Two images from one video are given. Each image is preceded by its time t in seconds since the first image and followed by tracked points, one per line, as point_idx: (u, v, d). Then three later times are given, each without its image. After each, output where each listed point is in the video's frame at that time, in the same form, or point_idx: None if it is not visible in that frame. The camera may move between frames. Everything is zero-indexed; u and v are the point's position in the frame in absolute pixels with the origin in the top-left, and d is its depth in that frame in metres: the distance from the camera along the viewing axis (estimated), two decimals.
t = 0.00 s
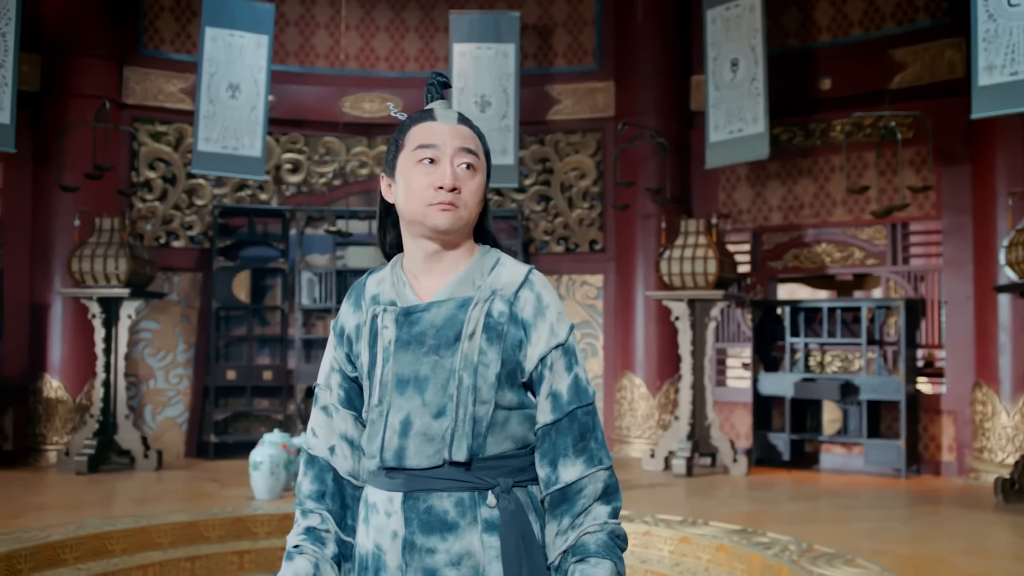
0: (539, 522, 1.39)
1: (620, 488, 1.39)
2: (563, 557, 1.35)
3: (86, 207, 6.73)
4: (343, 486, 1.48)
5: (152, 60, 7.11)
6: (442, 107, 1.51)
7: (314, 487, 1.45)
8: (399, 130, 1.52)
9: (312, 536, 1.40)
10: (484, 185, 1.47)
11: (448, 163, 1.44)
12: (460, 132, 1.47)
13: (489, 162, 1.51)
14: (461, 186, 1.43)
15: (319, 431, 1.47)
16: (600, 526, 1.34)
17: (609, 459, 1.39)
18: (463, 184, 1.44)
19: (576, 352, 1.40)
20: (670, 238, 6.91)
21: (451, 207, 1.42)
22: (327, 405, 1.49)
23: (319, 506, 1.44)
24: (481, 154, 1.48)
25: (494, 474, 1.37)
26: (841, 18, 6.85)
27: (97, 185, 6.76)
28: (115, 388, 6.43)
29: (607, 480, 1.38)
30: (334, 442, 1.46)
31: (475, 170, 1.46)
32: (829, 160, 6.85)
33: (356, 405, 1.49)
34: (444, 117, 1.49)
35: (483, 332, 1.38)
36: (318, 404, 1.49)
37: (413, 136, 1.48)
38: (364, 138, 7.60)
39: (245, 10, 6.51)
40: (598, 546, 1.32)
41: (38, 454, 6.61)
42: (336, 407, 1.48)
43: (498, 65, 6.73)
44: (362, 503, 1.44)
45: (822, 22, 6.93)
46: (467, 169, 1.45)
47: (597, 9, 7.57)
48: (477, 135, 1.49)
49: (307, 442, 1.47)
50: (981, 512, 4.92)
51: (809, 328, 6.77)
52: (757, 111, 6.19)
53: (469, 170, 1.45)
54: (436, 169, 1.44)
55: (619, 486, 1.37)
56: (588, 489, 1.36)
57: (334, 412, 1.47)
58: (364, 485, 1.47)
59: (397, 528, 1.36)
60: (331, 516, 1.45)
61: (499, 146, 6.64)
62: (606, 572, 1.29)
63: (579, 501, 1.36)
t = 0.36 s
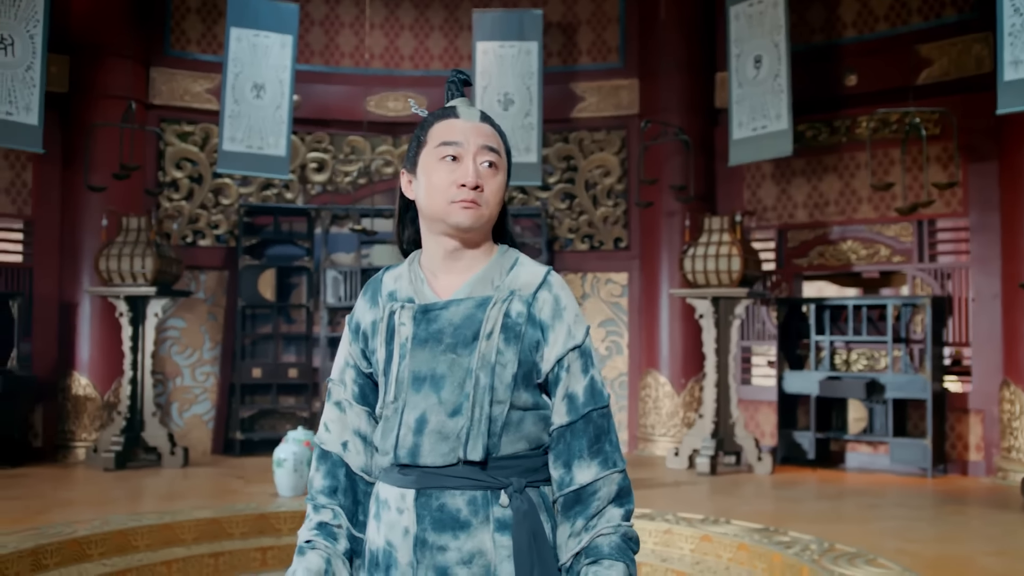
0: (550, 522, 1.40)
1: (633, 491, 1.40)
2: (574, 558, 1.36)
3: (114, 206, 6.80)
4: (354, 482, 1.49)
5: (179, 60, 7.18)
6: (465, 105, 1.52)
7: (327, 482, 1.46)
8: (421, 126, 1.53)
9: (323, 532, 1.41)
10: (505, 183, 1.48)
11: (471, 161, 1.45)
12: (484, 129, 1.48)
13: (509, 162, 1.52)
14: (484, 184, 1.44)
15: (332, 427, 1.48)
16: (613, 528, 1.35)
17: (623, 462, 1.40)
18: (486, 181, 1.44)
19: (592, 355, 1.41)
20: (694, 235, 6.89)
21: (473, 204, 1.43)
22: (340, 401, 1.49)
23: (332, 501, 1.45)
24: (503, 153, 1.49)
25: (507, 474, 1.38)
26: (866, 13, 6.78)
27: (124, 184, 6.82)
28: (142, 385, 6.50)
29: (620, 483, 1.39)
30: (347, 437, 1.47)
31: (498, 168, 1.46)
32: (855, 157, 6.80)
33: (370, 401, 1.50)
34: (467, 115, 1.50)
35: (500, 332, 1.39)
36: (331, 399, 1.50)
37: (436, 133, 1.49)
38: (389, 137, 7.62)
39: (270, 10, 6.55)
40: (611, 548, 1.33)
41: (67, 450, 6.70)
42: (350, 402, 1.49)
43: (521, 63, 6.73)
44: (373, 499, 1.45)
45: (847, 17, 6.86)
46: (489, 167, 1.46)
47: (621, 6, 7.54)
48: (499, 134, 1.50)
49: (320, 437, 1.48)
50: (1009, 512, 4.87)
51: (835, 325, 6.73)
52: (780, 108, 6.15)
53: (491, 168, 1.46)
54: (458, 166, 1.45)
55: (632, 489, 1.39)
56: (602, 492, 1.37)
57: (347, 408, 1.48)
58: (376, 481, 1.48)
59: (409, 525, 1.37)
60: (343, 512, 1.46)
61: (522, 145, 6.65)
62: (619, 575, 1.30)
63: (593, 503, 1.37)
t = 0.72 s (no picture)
0: (558, 522, 1.41)
1: (642, 493, 1.42)
2: (583, 559, 1.38)
3: (138, 205, 6.86)
4: (363, 477, 1.51)
5: (202, 60, 7.23)
6: (485, 103, 1.52)
7: (335, 477, 1.47)
8: (440, 122, 1.53)
9: (331, 526, 1.43)
10: (523, 182, 1.48)
11: (490, 159, 1.45)
12: (503, 128, 1.49)
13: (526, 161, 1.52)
14: (502, 183, 1.45)
15: (341, 421, 1.49)
16: (623, 530, 1.37)
17: (633, 464, 1.41)
18: (504, 180, 1.45)
19: (605, 356, 1.42)
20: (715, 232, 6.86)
21: (491, 203, 1.44)
22: (350, 395, 1.51)
23: (340, 495, 1.47)
24: (522, 152, 1.49)
25: (516, 473, 1.39)
26: (890, 8, 6.72)
27: (147, 183, 6.88)
28: (165, 382, 6.56)
29: (630, 485, 1.40)
30: (356, 432, 1.49)
31: (517, 167, 1.47)
32: (878, 153, 6.76)
33: (379, 397, 1.51)
34: (486, 113, 1.50)
35: (514, 332, 1.40)
36: (341, 393, 1.51)
37: (456, 130, 1.49)
38: (410, 135, 7.64)
39: (291, 9, 6.59)
40: (621, 550, 1.34)
41: (93, 447, 6.77)
42: (360, 397, 1.50)
43: (541, 60, 6.73)
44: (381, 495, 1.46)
45: (870, 12, 6.81)
46: (508, 166, 1.46)
47: (643, 2, 7.52)
48: (518, 133, 1.51)
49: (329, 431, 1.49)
50: None
51: (858, 323, 6.68)
52: (801, 104, 6.11)
53: (510, 167, 1.46)
54: (477, 164, 1.45)
55: (642, 491, 1.41)
56: (612, 493, 1.39)
57: (357, 403, 1.49)
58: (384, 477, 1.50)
59: (417, 522, 1.39)
60: (351, 506, 1.47)
61: (543, 142, 6.66)
62: None
63: (603, 505, 1.39)
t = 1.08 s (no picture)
0: (562, 522, 1.43)
1: (645, 495, 1.44)
2: (585, 560, 1.40)
3: (161, 204, 6.91)
4: (366, 473, 1.53)
5: (224, 59, 7.28)
6: (498, 102, 1.53)
7: (338, 472, 1.49)
8: (453, 119, 1.54)
9: (334, 522, 1.45)
10: (535, 183, 1.49)
11: (503, 158, 1.46)
12: (516, 128, 1.49)
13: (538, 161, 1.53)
14: (515, 183, 1.46)
15: (346, 417, 1.50)
16: (626, 532, 1.39)
17: (638, 466, 1.43)
18: (517, 179, 1.46)
19: (612, 358, 1.44)
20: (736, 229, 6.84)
21: (503, 203, 1.44)
22: (355, 391, 1.52)
23: (343, 491, 1.49)
24: (534, 152, 1.50)
25: (521, 472, 1.41)
26: (913, 3, 6.67)
27: (170, 182, 6.93)
28: (189, 380, 6.61)
29: (634, 487, 1.42)
30: (360, 428, 1.50)
31: (529, 167, 1.48)
32: (901, 149, 6.70)
33: (384, 393, 1.52)
34: (500, 112, 1.51)
35: (522, 331, 1.41)
36: (346, 388, 1.53)
37: (469, 127, 1.50)
38: (432, 133, 7.66)
39: (312, 8, 6.61)
40: (624, 552, 1.36)
41: (117, 443, 6.84)
42: (365, 393, 1.51)
43: (562, 58, 6.73)
44: (384, 492, 1.48)
45: (893, 7, 6.76)
46: (521, 166, 1.47)
47: None
48: (531, 132, 1.51)
49: (333, 427, 1.51)
50: None
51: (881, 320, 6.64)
52: (822, 101, 6.07)
53: (522, 167, 1.47)
54: (490, 163, 1.46)
55: (645, 494, 1.43)
56: (616, 495, 1.41)
57: (362, 398, 1.51)
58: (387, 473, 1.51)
59: (420, 520, 1.40)
60: (354, 502, 1.49)
61: (563, 140, 6.66)
62: None
63: (607, 506, 1.41)
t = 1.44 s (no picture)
0: (558, 521, 1.45)
1: (642, 496, 1.46)
2: (582, 561, 1.42)
3: (178, 203, 6.94)
4: (362, 469, 1.54)
5: (241, 59, 7.32)
6: (505, 101, 1.54)
7: (335, 468, 1.51)
8: (459, 116, 1.55)
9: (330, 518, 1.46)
10: (539, 184, 1.51)
11: (509, 159, 1.47)
12: (522, 128, 1.50)
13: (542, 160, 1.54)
14: (519, 184, 1.47)
15: (343, 413, 1.52)
16: (623, 533, 1.41)
17: (635, 468, 1.45)
18: (522, 181, 1.47)
19: (611, 359, 1.46)
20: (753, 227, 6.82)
21: (508, 204, 1.46)
22: (352, 386, 1.53)
23: (339, 487, 1.50)
24: (539, 153, 1.51)
25: (518, 472, 1.42)
26: None
27: (187, 181, 6.96)
28: (206, 378, 6.65)
29: (632, 489, 1.44)
30: (357, 424, 1.51)
31: (534, 169, 1.49)
32: (919, 145, 6.66)
33: (382, 389, 1.54)
34: (506, 111, 1.52)
35: (522, 331, 1.43)
36: (343, 383, 1.54)
37: (475, 126, 1.51)
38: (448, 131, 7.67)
39: (328, 8, 6.64)
40: (621, 553, 1.38)
41: (136, 441, 6.90)
42: (362, 389, 1.53)
43: (577, 55, 6.72)
44: (380, 489, 1.50)
45: (911, 3, 6.70)
46: (526, 167, 1.48)
47: None
48: (536, 133, 1.53)
49: (330, 422, 1.52)
50: None
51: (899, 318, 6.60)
52: (837, 97, 6.04)
53: (527, 169, 1.48)
54: (495, 164, 1.47)
55: (643, 496, 1.45)
56: (614, 497, 1.43)
57: (359, 394, 1.52)
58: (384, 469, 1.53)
59: (416, 518, 1.42)
60: (350, 498, 1.51)
61: (578, 138, 6.66)
62: None
63: (605, 507, 1.43)
